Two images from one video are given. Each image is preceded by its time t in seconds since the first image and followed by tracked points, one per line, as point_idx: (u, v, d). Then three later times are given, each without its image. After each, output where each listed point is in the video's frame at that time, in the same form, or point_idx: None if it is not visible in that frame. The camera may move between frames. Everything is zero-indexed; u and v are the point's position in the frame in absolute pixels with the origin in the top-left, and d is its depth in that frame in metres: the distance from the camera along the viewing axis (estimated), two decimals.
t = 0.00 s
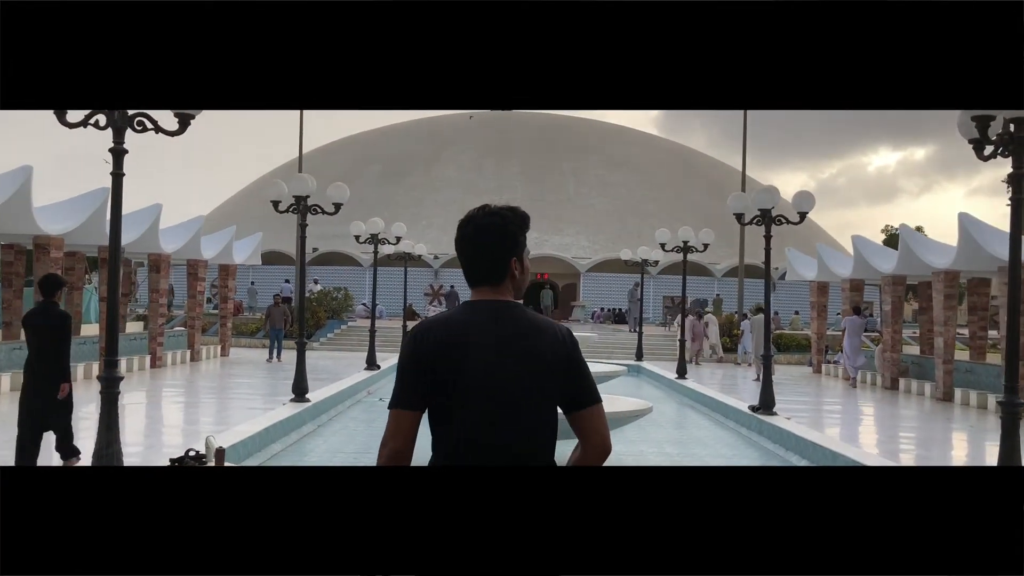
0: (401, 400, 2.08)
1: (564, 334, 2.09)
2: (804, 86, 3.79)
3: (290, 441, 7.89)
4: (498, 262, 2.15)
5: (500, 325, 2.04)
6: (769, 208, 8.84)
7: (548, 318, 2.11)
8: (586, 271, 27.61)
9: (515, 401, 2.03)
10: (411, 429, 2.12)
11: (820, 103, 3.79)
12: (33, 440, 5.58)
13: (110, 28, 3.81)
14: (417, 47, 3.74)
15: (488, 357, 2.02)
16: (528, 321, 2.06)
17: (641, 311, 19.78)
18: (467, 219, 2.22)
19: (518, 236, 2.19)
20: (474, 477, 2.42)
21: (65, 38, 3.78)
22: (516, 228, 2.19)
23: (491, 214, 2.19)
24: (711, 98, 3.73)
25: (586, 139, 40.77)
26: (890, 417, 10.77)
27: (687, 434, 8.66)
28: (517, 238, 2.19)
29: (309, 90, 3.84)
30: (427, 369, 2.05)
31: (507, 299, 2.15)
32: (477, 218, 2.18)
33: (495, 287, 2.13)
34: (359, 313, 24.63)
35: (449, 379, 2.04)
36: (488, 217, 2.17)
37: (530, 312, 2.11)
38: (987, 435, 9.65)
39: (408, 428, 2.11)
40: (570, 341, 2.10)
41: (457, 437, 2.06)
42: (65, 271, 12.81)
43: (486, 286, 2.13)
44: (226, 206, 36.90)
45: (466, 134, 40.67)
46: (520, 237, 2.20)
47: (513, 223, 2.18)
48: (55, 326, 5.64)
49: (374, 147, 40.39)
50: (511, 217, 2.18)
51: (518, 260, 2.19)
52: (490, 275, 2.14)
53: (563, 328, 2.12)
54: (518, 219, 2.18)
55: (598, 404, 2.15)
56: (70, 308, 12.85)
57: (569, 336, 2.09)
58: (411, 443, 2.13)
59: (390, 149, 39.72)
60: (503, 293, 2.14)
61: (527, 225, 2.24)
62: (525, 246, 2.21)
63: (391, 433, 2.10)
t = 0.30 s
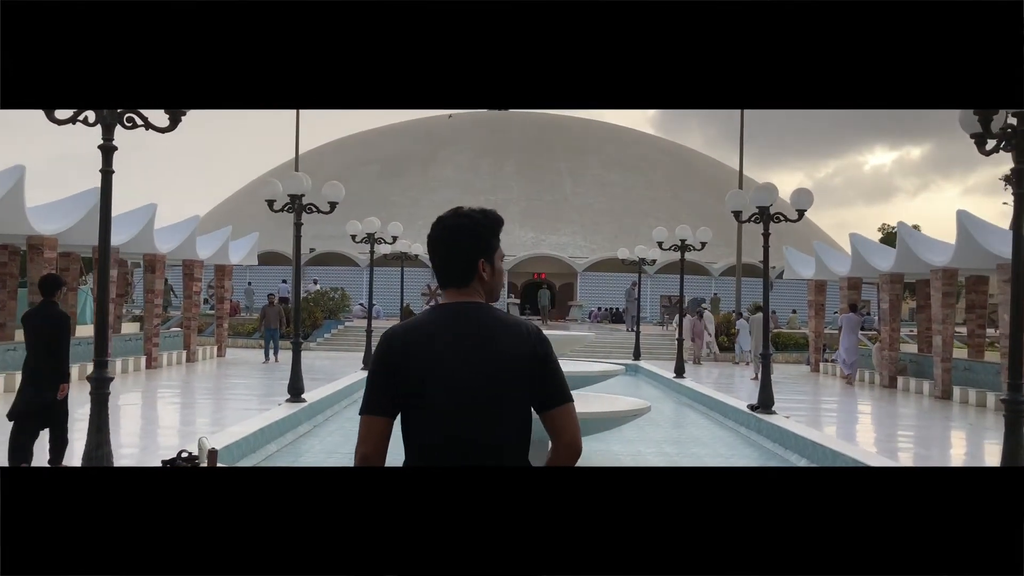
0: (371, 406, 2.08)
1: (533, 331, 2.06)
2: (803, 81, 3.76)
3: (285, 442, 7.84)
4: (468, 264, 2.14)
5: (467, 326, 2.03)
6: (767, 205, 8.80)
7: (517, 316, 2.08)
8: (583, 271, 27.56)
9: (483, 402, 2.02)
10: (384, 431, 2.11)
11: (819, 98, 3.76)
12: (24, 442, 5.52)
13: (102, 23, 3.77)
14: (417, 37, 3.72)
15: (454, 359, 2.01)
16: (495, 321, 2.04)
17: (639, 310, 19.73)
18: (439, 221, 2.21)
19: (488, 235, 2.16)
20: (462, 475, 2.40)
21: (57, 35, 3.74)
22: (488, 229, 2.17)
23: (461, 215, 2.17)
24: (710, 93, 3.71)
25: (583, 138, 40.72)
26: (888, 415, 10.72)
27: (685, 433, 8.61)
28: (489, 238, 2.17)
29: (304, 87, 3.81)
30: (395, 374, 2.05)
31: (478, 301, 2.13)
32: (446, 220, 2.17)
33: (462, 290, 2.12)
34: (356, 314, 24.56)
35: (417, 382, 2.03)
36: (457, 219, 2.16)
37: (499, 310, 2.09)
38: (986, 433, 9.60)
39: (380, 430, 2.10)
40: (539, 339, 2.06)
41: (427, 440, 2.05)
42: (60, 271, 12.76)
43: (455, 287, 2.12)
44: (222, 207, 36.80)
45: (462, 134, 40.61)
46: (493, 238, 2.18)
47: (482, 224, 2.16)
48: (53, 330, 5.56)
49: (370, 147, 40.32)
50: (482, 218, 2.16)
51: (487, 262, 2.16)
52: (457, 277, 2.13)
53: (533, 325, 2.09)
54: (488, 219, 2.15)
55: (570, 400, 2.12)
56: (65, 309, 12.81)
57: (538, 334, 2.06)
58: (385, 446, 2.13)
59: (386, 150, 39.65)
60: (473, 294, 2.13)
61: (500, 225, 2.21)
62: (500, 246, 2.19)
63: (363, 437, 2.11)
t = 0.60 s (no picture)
0: (333, 404, 2.10)
1: (481, 321, 2.00)
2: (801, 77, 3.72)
3: (279, 443, 7.76)
4: (425, 256, 2.10)
5: (412, 320, 2.00)
6: (764, 204, 8.75)
7: (470, 306, 2.03)
8: (580, 271, 27.50)
9: (430, 397, 1.98)
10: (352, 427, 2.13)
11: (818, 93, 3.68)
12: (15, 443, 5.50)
13: (86, 18, 3.70)
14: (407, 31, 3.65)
15: (399, 353, 1.99)
16: (440, 314, 1.99)
17: (636, 311, 19.66)
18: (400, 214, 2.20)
19: (445, 227, 2.13)
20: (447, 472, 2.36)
21: (40, 29, 3.67)
22: (447, 223, 2.13)
23: (419, 209, 2.14)
24: (706, 89, 3.65)
25: (580, 138, 40.67)
26: (886, 415, 10.69)
27: (682, 434, 8.54)
28: (449, 232, 2.13)
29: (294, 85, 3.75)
30: (348, 372, 2.06)
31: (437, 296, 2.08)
32: (405, 214, 2.15)
33: (418, 281, 2.08)
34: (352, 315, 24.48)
35: (368, 379, 2.02)
36: (414, 212, 2.13)
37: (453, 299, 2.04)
38: (985, 433, 9.54)
39: (343, 428, 2.11)
40: (489, 331, 1.99)
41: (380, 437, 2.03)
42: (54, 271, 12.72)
43: (410, 278, 2.09)
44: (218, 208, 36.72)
45: (459, 134, 40.54)
46: (454, 231, 2.14)
47: (438, 216, 2.12)
48: (48, 326, 5.58)
49: (367, 148, 40.24)
50: (443, 211, 2.13)
51: (446, 254, 2.11)
52: (413, 269, 2.09)
53: (485, 314, 2.02)
54: (446, 213, 2.12)
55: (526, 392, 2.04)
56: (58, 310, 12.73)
57: (489, 324, 1.99)
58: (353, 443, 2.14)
59: (383, 150, 39.58)
60: (431, 287, 2.08)
61: (463, 219, 2.16)
62: (462, 238, 2.15)
63: (328, 434, 2.13)
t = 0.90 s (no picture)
0: (303, 395, 2.05)
1: (448, 320, 1.85)
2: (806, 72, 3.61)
3: (271, 447, 7.62)
4: (401, 249, 1.99)
5: (374, 316, 1.89)
6: (765, 204, 8.61)
7: (440, 304, 1.89)
8: (578, 272, 27.38)
9: (387, 399, 1.87)
10: (324, 420, 2.08)
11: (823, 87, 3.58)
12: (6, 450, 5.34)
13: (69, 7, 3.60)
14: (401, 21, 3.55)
15: (358, 351, 1.89)
16: (403, 312, 1.87)
17: (635, 312, 19.54)
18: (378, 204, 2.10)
19: (422, 217, 2.01)
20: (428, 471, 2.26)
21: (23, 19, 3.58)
22: (427, 213, 2.02)
23: (397, 198, 2.04)
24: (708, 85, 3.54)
25: (578, 138, 40.54)
26: (887, 418, 10.55)
27: (681, 437, 8.40)
28: (427, 223, 2.01)
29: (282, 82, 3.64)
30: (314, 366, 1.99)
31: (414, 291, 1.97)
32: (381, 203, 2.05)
33: (395, 275, 1.97)
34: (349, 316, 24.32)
35: (330, 375, 1.94)
36: (390, 201, 2.03)
37: (424, 295, 1.92)
38: (987, 436, 9.41)
39: (313, 422, 2.06)
40: (455, 333, 1.84)
41: (340, 438, 1.95)
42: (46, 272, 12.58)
43: (386, 271, 1.98)
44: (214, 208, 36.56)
45: (457, 135, 40.40)
46: (432, 223, 2.02)
47: (414, 206, 2.01)
48: (39, 328, 5.47)
49: (365, 148, 40.12)
50: (420, 200, 2.02)
51: (424, 247, 2.00)
52: (389, 262, 1.99)
53: (457, 313, 1.88)
54: (424, 202, 2.01)
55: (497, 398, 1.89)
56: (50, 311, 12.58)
57: (456, 324, 1.85)
58: (324, 436, 2.08)
59: (381, 150, 39.44)
60: (408, 281, 1.96)
61: (445, 209, 2.05)
62: (443, 230, 2.04)
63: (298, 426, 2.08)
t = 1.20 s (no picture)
0: (268, 393, 1.99)
1: (425, 332, 1.78)
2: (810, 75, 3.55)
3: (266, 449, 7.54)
4: (381, 252, 1.92)
5: (352, 320, 1.82)
6: (764, 207, 8.54)
7: (418, 312, 1.83)
8: (577, 275, 27.31)
9: (358, 406, 1.81)
10: (290, 418, 2.02)
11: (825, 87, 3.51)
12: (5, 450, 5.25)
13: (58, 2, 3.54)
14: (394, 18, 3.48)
15: (331, 356, 1.83)
16: (378, 320, 1.80)
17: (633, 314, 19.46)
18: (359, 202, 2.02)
19: (404, 218, 1.94)
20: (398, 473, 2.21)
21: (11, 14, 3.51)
22: (410, 214, 1.94)
23: (379, 196, 1.96)
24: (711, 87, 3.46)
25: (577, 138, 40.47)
26: (886, 422, 10.49)
27: (679, 442, 8.34)
28: (410, 225, 1.94)
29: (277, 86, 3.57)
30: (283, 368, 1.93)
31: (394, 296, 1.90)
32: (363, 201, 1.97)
33: (374, 279, 1.90)
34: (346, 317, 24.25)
35: (299, 378, 1.88)
36: (372, 201, 1.95)
37: (401, 303, 1.85)
38: (987, 441, 9.34)
39: (277, 421, 2.00)
40: (432, 346, 1.77)
41: (306, 442, 1.90)
42: (40, 272, 12.52)
43: (364, 274, 1.91)
44: (213, 208, 36.50)
45: (456, 136, 40.33)
46: (415, 225, 1.95)
47: (396, 208, 1.93)
48: (29, 330, 5.38)
49: (364, 149, 40.05)
50: (403, 200, 1.94)
51: (405, 250, 1.93)
52: (369, 264, 1.92)
53: (436, 324, 1.81)
54: (407, 204, 1.94)
55: (472, 413, 1.83)
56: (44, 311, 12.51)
57: (431, 338, 1.78)
58: (290, 430, 2.03)
59: (380, 151, 39.37)
60: (389, 286, 1.90)
61: (430, 210, 1.98)
62: (426, 232, 1.96)
63: (261, 423, 2.02)
